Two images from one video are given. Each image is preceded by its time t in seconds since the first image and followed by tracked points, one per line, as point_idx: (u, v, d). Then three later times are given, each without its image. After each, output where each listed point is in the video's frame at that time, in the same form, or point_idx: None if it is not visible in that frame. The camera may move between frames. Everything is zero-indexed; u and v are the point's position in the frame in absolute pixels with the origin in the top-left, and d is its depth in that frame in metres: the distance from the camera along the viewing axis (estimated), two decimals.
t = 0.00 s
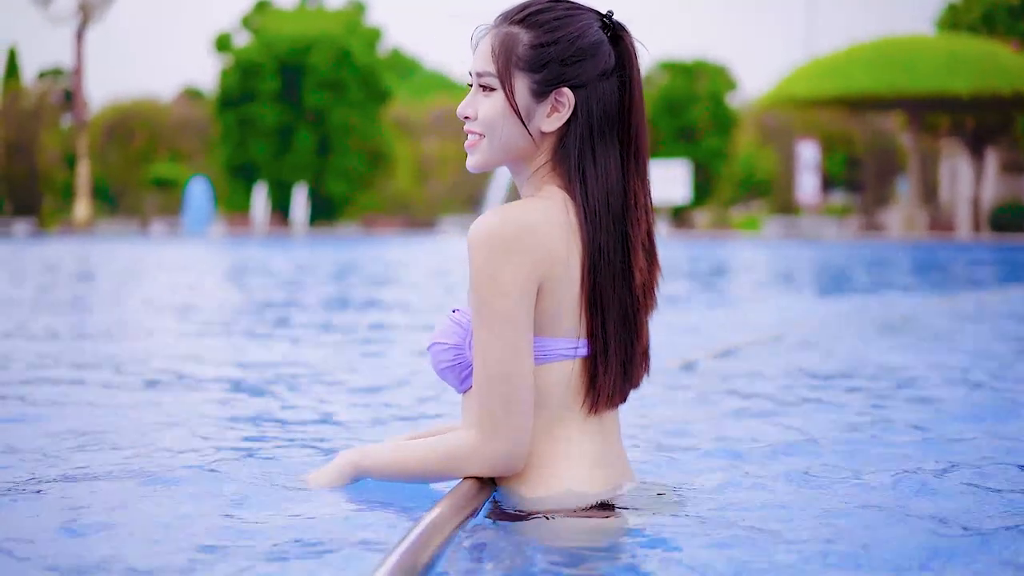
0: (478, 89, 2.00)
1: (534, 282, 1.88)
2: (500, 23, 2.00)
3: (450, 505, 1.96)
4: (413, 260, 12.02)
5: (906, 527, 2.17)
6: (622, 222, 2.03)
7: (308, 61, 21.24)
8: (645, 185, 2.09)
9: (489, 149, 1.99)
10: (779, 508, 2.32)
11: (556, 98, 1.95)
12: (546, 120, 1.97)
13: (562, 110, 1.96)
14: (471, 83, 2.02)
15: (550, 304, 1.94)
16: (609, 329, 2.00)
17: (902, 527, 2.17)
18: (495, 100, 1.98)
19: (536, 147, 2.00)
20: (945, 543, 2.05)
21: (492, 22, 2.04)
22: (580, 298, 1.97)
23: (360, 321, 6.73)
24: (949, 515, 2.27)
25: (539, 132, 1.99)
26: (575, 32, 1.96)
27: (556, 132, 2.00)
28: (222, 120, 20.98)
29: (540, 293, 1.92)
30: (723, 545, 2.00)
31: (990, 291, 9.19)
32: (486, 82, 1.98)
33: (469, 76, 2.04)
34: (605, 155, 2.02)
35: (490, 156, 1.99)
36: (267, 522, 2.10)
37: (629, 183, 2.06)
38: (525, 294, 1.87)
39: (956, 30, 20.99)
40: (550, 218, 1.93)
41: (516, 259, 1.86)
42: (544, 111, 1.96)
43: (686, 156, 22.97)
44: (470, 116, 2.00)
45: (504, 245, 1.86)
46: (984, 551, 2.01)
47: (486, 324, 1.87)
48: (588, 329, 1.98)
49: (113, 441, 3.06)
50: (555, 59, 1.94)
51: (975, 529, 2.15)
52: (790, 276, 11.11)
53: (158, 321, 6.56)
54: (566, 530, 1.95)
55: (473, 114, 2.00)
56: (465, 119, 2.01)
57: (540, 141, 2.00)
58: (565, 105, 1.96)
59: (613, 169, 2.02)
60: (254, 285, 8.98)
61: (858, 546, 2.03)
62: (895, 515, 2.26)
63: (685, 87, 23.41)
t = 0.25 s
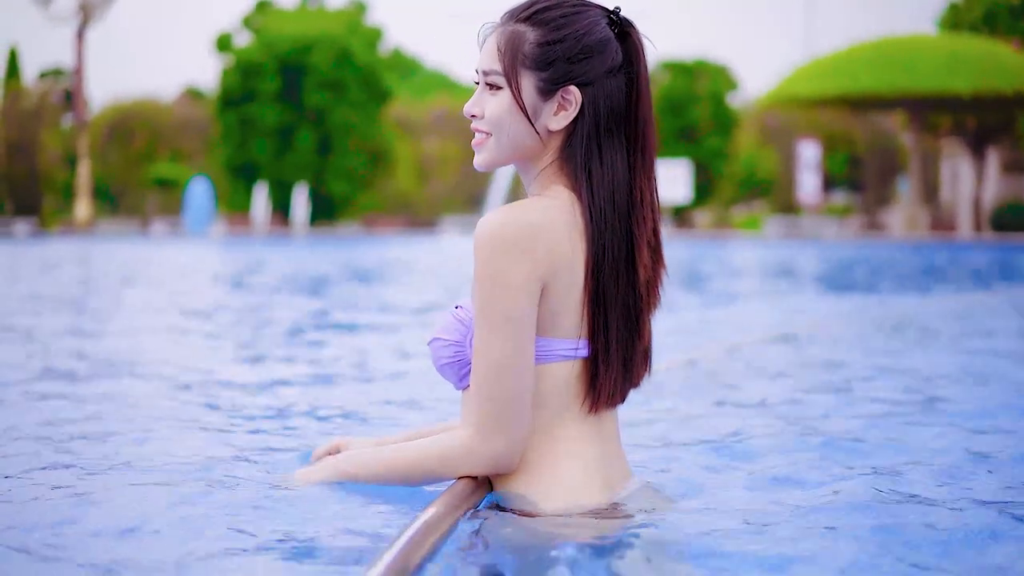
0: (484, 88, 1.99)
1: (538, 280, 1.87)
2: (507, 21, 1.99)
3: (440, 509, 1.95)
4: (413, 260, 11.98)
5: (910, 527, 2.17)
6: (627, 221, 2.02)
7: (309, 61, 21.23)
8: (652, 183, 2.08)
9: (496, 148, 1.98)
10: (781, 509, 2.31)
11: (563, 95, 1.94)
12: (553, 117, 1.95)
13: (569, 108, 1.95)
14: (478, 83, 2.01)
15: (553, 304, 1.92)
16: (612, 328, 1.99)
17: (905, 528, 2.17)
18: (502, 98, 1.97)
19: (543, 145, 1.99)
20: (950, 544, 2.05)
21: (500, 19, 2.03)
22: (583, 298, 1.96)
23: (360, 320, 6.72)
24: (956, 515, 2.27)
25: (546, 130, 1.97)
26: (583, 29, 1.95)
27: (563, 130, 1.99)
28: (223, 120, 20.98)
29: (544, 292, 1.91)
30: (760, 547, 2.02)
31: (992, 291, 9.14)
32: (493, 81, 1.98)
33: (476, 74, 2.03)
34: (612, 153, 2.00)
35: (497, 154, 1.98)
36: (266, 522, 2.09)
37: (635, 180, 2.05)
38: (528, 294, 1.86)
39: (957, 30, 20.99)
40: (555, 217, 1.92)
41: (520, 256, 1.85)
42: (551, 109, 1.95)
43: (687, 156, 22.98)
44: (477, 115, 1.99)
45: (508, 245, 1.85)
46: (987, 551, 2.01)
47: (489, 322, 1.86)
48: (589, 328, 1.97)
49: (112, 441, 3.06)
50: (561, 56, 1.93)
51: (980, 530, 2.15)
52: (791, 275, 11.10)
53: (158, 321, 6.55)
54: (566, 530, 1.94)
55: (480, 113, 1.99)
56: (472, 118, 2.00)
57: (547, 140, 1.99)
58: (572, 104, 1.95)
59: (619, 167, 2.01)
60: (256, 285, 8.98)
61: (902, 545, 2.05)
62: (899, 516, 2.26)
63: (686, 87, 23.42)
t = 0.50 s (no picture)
0: (487, 87, 1.99)
1: (540, 279, 1.87)
2: (509, 20, 1.99)
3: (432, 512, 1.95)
4: (415, 260, 11.97)
5: (912, 529, 2.16)
6: (629, 220, 2.01)
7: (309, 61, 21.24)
8: (655, 181, 2.07)
9: (499, 148, 1.98)
10: (781, 509, 2.31)
11: (565, 94, 1.94)
12: (556, 117, 1.95)
13: (572, 106, 1.94)
14: (481, 82, 2.01)
15: (553, 303, 1.92)
16: (613, 327, 1.99)
17: (907, 529, 2.16)
18: (504, 97, 1.97)
19: (547, 145, 1.99)
20: (955, 545, 2.05)
21: (501, 18, 2.02)
22: (583, 299, 1.96)
23: (360, 320, 6.73)
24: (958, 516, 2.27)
25: (550, 130, 1.97)
26: (584, 26, 1.95)
27: (566, 130, 1.98)
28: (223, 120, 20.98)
29: (545, 292, 1.90)
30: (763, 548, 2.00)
31: (993, 291, 9.11)
32: (496, 80, 1.97)
33: (479, 74, 2.02)
34: (615, 151, 2.00)
35: (500, 154, 1.98)
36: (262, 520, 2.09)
37: (638, 176, 2.04)
38: (528, 295, 1.86)
39: (958, 29, 21.01)
40: (556, 215, 1.92)
41: (521, 255, 1.85)
42: (553, 108, 1.94)
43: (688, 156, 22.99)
44: (479, 115, 1.99)
45: (509, 245, 1.85)
46: (992, 552, 2.00)
47: (489, 323, 1.86)
48: (589, 328, 1.97)
49: (109, 442, 3.05)
50: (563, 54, 1.93)
51: (982, 531, 2.15)
52: (792, 275, 11.11)
53: (159, 321, 6.54)
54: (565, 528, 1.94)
55: (482, 112, 1.99)
56: (474, 117, 2.00)
57: (550, 139, 1.98)
58: (575, 102, 1.94)
59: (623, 165, 2.00)
60: (255, 285, 8.97)
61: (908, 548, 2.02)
62: (900, 517, 2.26)
63: (687, 86, 23.45)
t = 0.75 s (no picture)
0: (486, 87, 1.98)
1: (538, 278, 1.86)
2: (508, 19, 1.98)
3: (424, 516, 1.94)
4: (415, 259, 11.98)
5: (909, 529, 2.16)
6: (629, 219, 2.00)
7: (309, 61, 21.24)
8: (656, 178, 2.06)
9: (498, 149, 1.97)
10: (778, 511, 2.31)
11: (564, 93, 1.92)
12: (555, 116, 1.94)
13: (572, 105, 1.93)
14: (480, 81, 1.99)
15: (552, 304, 1.91)
16: (612, 327, 1.98)
17: (904, 531, 2.16)
18: (503, 97, 1.95)
19: (547, 144, 1.97)
20: (953, 546, 2.05)
21: (501, 17, 2.01)
22: (582, 299, 1.95)
23: (360, 320, 6.73)
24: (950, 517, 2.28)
25: (549, 129, 1.95)
26: (582, 24, 1.93)
27: (566, 129, 1.97)
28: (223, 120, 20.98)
29: (544, 292, 1.90)
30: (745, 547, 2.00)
31: (992, 291, 9.13)
32: (495, 80, 1.96)
33: (478, 74, 2.01)
34: (615, 150, 1.98)
35: (500, 154, 1.97)
36: (253, 521, 2.08)
37: (639, 175, 2.02)
38: (527, 297, 1.85)
39: (958, 29, 21.04)
40: (556, 215, 1.91)
41: (520, 255, 1.84)
42: (553, 108, 1.93)
43: (689, 156, 23.01)
44: (479, 115, 1.98)
45: (507, 246, 1.84)
46: (988, 553, 2.00)
47: (487, 323, 1.85)
48: (588, 327, 1.96)
49: (104, 442, 3.04)
50: (562, 53, 1.91)
51: (977, 533, 2.14)
52: (792, 275, 11.12)
53: (159, 321, 6.54)
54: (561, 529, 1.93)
55: (482, 113, 1.98)
56: (474, 117, 1.99)
57: (550, 138, 1.97)
58: (574, 101, 1.93)
59: (623, 164, 1.99)
60: (255, 285, 8.97)
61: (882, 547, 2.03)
62: (896, 518, 2.26)
63: (687, 86, 23.48)
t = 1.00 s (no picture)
0: (482, 87, 1.93)
1: (536, 277, 1.82)
2: (503, 19, 1.93)
3: (409, 518, 1.92)
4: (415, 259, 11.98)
5: (909, 535, 2.14)
6: (627, 217, 1.96)
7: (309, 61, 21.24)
8: (655, 176, 2.01)
9: (496, 150, 1.92)
10: (774, 516, 2.28)
11: (561, 92, 1.88)
12: (553, 115, 1.89)
13: (569, 104, 1.89)
14: (476, 83, 1.95)
15: (548, 306, 1.87)
16: (610, 327, 1.93)
17: (899, 536, 2.13)
18: (499, 98, 1.91)
19: (544, 144, 1.93)
20: (954, 553, 2.03)
21: (497, 17, 1.97)
22: (579, 299, 1.90)
23: (359, 320, 6.73)
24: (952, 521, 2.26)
25: (547, 129, 1.91)
26: (578, 23, 1.89)
27: (564, 128, 1.92)
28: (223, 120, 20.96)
29: (541, 295, 1.85)
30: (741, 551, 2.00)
31: (991, 291, 9.14)
32: (491, 80, 1.92)
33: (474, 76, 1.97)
34: (613, 148, 1.94)
35: (497, 156, 1.93)
36: (241, 529, 2.05)
37: (636, 173, 1.98)
38: (525, 298, 1.80)
39: (958, 30, 21.06)
40: (554, 214, 1.87)
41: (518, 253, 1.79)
42: (550, 107, 1.89)
43: (689, 156, 23.04)
44: (476, 116, 1.94)
45: (504, 246, 1.79)
46: (988, 557, 1.99)
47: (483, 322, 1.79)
48: (586, 326, 1.92)
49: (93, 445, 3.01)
50: (559, 51, 1.87)
51: (974, 539, 2.12)
52: (792, 275, 11.13)
53: (158, 321, 6.54)
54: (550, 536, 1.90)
55: (479, 114, 1.93)
56: (471, 119, 1.95)
57: (548, 139, 1.93)
58: (571, 100, 1.88)
59: (621, 162, 1.95)
60: (254, 285, 8.98)
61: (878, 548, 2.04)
62: (893, 523, 2.24)
63: (688, 86, 23.51)
